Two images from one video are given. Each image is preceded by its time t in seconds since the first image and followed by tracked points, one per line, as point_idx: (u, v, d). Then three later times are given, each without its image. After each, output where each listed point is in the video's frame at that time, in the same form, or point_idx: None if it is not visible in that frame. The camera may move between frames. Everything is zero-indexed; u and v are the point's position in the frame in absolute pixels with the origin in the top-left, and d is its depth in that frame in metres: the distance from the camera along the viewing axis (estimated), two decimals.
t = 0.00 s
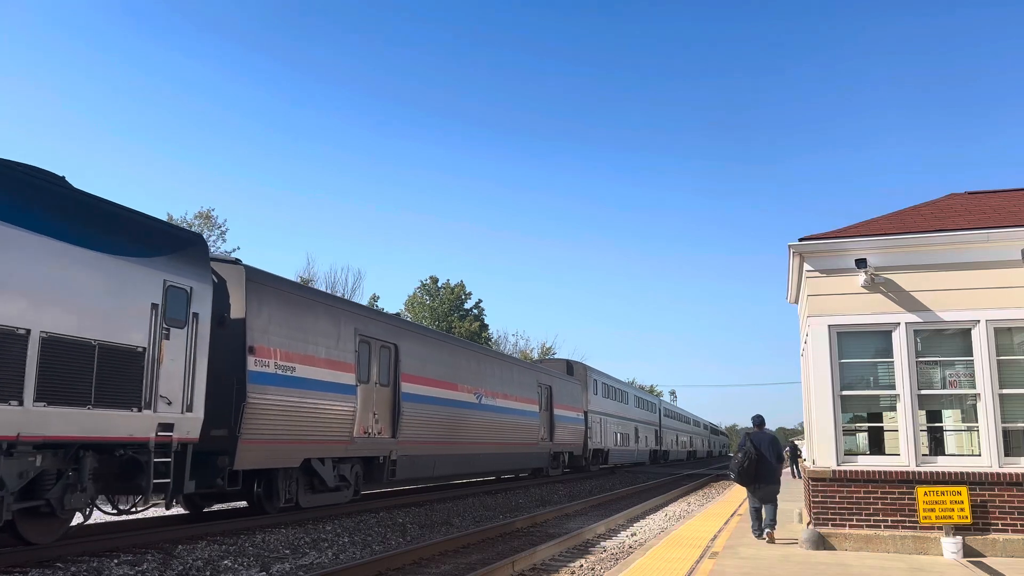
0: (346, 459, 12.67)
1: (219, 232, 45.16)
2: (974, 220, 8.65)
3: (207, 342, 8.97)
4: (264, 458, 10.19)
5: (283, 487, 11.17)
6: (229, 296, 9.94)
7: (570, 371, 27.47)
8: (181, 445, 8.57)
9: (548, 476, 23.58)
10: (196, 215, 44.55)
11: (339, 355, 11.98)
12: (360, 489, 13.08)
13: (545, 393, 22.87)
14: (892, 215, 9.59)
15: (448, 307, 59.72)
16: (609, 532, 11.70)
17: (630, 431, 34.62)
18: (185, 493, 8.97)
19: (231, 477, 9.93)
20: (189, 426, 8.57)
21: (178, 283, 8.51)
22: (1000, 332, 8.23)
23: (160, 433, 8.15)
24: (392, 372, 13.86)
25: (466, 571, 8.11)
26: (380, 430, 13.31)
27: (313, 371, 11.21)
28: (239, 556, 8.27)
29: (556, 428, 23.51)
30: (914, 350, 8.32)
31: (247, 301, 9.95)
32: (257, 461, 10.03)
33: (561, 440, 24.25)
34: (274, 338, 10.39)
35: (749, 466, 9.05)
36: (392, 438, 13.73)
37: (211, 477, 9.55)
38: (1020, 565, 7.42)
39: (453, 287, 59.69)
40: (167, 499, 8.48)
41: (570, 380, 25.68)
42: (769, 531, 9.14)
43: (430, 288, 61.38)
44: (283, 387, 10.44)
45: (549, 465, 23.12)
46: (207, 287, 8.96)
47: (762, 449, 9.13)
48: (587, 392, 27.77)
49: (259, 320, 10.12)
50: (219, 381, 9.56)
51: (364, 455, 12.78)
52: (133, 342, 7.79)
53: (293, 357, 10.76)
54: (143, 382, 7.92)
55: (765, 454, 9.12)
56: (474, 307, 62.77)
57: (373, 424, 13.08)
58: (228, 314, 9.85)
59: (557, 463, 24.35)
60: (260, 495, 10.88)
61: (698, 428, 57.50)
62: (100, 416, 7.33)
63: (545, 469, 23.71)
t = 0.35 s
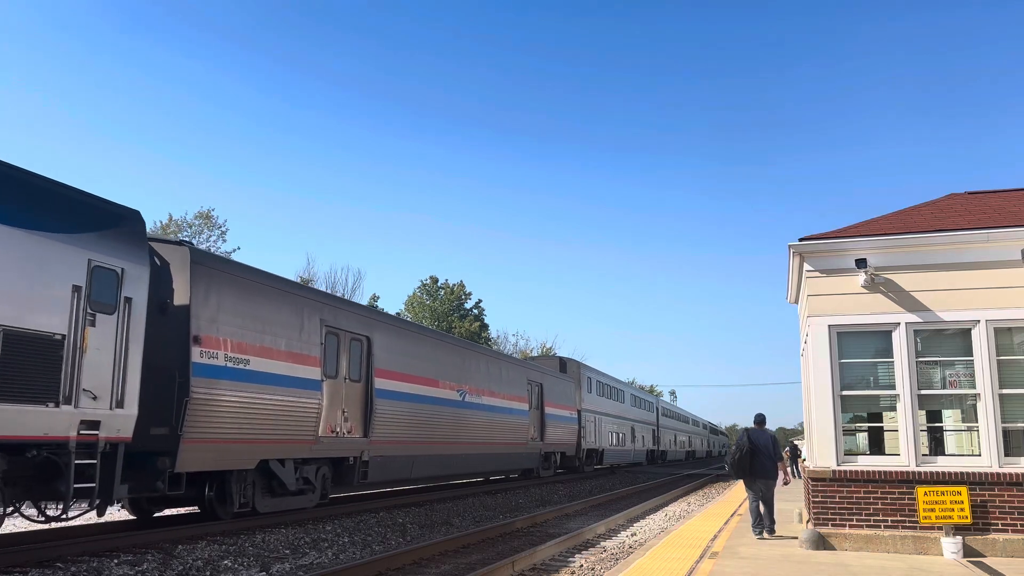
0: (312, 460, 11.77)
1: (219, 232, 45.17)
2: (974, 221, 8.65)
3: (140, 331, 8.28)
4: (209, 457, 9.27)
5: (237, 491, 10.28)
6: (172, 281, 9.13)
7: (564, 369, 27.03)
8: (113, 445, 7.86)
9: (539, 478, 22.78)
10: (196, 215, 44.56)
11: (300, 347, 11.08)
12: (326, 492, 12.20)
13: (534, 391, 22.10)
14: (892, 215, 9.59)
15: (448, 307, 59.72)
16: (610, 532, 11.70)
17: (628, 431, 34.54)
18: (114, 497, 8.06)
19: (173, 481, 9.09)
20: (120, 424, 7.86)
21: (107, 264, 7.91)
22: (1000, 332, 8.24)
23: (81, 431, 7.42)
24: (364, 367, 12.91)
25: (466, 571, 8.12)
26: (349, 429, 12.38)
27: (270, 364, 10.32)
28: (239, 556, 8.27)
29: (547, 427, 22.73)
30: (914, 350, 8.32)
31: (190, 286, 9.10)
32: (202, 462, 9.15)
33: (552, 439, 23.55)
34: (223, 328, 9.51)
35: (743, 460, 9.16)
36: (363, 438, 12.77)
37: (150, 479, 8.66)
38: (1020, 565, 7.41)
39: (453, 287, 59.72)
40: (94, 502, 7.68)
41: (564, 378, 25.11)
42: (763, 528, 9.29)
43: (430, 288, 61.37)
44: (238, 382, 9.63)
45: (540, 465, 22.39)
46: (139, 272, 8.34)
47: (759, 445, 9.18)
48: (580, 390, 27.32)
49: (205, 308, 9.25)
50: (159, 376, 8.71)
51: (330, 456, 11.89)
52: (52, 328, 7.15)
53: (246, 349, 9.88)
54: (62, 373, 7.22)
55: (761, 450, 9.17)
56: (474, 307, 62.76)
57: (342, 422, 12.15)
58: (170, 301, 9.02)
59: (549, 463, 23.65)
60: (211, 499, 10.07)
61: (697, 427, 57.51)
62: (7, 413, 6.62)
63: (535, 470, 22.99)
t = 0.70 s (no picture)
0: (271, 461, 10.67)
1: (219, 231, 45.17)
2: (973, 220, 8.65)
3: (60, 317, 7.40)
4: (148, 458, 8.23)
5: (182, 495, 9.18)
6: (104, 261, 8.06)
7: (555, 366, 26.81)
8: (25, 445, 7.01)
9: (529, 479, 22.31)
10: (195, 215, 44.55)
11: (259, 338, 9.97)
12: (289, 495, 11.09)
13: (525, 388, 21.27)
14: (892, 215, 9.59)
15: (447, 308, 59.68)
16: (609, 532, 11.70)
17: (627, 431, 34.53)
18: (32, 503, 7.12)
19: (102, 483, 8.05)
20: (34, 419, 6.99)
21: (18, 240, 7.06)
22: (1000, 332, 8.24)
23: None
24: (333, 361, 11.78)
25: (466, 571, 8.12)
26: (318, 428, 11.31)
27: (221, 356, 9.18)
28: (239, 556, 8.27)
29: (537, 427, 22.02)
30: (914, 350, 8.32)
31: (125, 267, 8.02)
32: (139, 463, 8.10)
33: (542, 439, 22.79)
34: (163, 316, 8.40)
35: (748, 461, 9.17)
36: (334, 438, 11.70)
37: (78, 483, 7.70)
38: (1020, 565, 7.42)
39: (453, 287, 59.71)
40: None
41: (556, 377, 24.67)
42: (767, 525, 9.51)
43: (430, 288, 61.35)
44: (186, 375, 8.59)
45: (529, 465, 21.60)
46: (59, 249, 7.49)
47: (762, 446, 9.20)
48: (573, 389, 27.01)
49: (141, 292, 8.15)
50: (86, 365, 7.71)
51: (294, 457, 10.80)
52: None
53: (192, 339, 8.75)
54: None
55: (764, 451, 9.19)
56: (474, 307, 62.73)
57: (307, 421, 11.00)
58: (104, 284, 7.98)
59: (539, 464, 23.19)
60: (155, 505, 8.94)
61: (695, 427, 57.48)
62: None
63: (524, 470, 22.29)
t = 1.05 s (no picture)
0: (224, 462, 9.64)
1: (219, 232, 45.17)
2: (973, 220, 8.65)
3: None
4: (108, 461, 7.58)
5: (116, 501, 8.15)
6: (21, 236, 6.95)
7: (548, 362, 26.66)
8: None
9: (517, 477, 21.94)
10: (196, 215, 44.55)
11: (208, 328, 8.87)
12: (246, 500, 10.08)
13: (514, 386, 20.64)
14: (892, 215, 9.59)
15: (447, 308, 59.70)
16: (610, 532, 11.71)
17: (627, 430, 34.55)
18: None
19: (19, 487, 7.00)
20: None
21: None
22: (1000, 332, 8.24)
23: None
24: (297, 353, 10.72)
25: (466, 571, 8.12)
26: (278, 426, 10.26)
27: (161, 347, 8.11)
28: (239, 556, 8.27)
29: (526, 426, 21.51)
30: (914, 350, 8.32)
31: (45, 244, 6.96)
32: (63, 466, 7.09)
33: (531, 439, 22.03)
34: (91, 301, 7.33)
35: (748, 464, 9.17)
36: (297, 437, 10.66)
37: None
38: (1020, 565, 7.42)
39: (453, 287, 59.73)
40: None
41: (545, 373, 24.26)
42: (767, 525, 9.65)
43: (430, 288, 61.34)
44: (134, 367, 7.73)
45: (519, 466, 20.89)
46: None
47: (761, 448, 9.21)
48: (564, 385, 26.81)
49: (65, 274, 7.10)
50: None
51: (250, 458, 9.81)
52: None
53: (127, 327, 7.70)
54: None
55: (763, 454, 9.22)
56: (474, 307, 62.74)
57: (265, 419, 9.99)
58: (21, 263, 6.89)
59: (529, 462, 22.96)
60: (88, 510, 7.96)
61: (694, 428, 57.36)
62: None
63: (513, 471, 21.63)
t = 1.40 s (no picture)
0: (170, 463, 8.76)
1: (219, 232, 45.14)
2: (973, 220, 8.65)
3: None
4: (108, 461, 7.57)
5: (37, 507, 7.27)
6: None
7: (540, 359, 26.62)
8: None
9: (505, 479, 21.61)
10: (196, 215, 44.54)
11: (144, 315, 8.01)
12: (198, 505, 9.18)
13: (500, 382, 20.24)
14: (892, 215, 9.58)
15: (447, 308, 59.73)
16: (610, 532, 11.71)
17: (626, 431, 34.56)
18: None
19: None
20: None
21: None
22: (1000, 332, 8.24)
23: None
24: (255, 345, 9.89)
25: (466, 571, 8.12)
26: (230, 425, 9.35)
27: (90, 335, 7.31)
28: (239, 556, 8.27)
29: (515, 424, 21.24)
30: (914, 350, 8.32)
31: None
32: None
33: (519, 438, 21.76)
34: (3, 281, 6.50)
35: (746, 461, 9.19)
36: (253, 436, 9.75)
37: None
38: (1020, 565, 7.41)
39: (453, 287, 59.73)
40: None
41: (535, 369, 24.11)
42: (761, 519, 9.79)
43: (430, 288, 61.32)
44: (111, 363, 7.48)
45: (507, 466, 20.52)
46: None
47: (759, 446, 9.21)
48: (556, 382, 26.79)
49: None
50: None
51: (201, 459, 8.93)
52: None
53: (47, 312, 6.87)
54: None
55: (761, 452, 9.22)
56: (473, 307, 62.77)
57: (217, 417, 9.13)
58: None
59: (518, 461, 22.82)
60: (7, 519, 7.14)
61: (694, 428, 57.37)
62: None
63: (501, 471, 21.21)
